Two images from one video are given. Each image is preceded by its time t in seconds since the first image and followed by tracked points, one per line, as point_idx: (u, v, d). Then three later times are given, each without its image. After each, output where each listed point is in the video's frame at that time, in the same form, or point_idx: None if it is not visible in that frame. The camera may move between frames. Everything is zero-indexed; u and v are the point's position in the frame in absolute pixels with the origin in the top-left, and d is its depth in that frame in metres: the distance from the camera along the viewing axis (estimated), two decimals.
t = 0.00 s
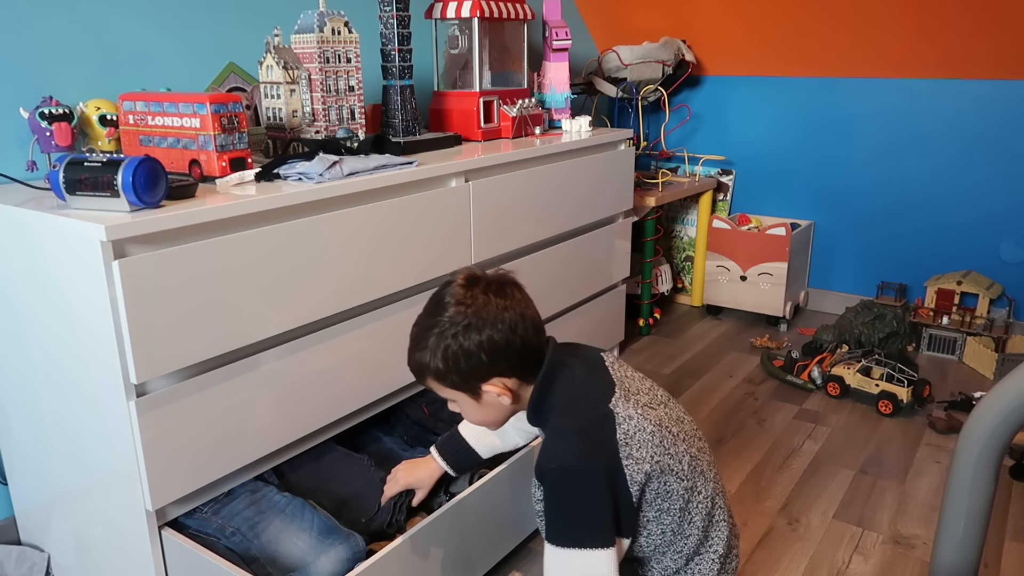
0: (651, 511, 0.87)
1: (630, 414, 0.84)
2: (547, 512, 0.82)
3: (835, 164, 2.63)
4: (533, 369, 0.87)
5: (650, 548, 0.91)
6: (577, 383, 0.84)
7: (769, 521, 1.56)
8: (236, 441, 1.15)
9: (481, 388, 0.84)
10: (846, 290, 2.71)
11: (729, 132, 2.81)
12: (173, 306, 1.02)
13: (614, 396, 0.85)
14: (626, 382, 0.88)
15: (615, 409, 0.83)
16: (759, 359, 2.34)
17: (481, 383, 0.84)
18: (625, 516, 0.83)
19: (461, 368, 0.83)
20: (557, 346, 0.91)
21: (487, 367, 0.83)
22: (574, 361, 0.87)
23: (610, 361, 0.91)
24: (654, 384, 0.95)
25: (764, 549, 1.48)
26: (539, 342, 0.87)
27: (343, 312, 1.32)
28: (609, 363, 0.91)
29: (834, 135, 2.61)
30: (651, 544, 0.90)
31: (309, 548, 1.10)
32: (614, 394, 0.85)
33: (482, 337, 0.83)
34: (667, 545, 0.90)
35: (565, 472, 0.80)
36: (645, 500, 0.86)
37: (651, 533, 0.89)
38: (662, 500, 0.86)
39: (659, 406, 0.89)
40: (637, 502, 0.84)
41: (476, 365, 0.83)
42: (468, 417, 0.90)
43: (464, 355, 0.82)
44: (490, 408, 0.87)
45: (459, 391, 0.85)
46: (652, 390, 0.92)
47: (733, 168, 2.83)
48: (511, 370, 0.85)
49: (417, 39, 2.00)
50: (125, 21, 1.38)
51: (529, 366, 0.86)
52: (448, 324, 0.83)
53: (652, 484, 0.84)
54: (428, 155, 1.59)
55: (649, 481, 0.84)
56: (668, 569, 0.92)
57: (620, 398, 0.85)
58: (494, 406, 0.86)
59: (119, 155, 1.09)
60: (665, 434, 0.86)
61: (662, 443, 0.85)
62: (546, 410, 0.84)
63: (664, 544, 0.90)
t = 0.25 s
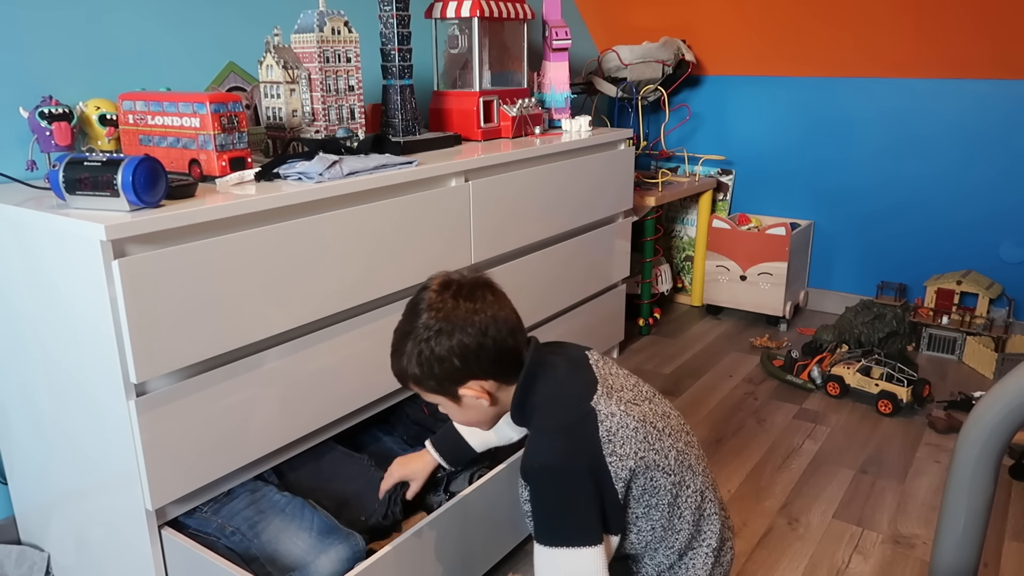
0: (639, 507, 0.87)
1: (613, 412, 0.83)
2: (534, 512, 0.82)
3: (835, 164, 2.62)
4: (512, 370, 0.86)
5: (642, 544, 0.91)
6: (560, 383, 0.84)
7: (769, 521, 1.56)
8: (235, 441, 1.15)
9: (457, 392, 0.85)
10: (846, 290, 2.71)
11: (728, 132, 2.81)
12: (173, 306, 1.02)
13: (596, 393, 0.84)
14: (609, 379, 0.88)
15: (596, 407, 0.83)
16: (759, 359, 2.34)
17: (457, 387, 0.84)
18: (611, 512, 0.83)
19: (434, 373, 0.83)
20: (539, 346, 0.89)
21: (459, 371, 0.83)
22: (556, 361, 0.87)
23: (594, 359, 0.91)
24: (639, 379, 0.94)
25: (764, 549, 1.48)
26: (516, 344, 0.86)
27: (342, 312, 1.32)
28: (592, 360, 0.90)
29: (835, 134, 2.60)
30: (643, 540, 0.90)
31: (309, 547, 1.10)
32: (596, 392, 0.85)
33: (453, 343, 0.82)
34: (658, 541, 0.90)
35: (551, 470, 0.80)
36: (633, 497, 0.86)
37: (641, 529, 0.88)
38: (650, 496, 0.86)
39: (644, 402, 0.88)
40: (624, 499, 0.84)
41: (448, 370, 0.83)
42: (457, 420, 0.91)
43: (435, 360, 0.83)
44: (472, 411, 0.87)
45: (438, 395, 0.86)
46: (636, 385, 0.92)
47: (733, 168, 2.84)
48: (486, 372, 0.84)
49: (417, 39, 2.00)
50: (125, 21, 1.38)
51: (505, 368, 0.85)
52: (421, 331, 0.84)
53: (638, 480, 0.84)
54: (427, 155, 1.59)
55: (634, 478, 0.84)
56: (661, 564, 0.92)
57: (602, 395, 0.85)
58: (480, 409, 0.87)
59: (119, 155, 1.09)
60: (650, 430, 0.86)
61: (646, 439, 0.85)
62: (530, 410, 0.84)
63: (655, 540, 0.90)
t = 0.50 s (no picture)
0: (632, 502, 0.86)
1: (603, 410, 0.82)
2: (526, 510, 0.82)
3: (835, 163, 2.62)
4: (498, 372, 0.87)
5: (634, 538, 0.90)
6: (549, 383, 0.83)
7: (769, 521, 1.56)
8: (235, 441, 1.15)
9: (450, 397, 0.85)
10: (846, 290, 2.71)
11: (728, 132, 2.81)
12: (172, 306, 1.02)
13: (586, 391, 0.83)
14: (600, 375, 0.86)
15: (587, 406, 0.81)
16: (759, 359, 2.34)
17: (448, 393, 0.85)
18: (603, 510, 0.82)
19: (425, 381, 0.84)
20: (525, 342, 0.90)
21: (449, 378, 0.84)
22: (546, 360, 0.86)
23: (585, 354, 0.89)
24: (630, 371, 0.92)
25: (764, 548, 1.48)
26: (501, 345, 0.87)
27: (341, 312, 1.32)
28: (583, 356, 0.89)
29: (835, 133, 2.60)
30: (636, 535, 0.89)
31: (309, 547, 1.10)
32: (587, 390, 0.83)
33: (439, 350, 0.83)
34: (651, 535, 0.89)
35: (542, 473, 0.79)
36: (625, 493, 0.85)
37: (633, 524, 0.88)
38: (642, 492, 0.85)
39: (636, 397, 0.87)
40: (615, 496, 0.83)
41: (439, 377, 0.83)
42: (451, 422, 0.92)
43: (425, 369, 0.83)
44: (465, 414, 0.88)
45: (431, 401, 0.87)
46: (628, 378, 0.90)
47: (732, 167, 2.84)
48: (477, 376, 0.85)
49: (417, 39, 2.00)
50: (126, 21, 1.38)
51: (494, 369, 0.86)
52: (408, 340, 0.84)
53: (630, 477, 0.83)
54: (427, 154, 1.59)
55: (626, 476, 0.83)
56: (654, 557, 0.91)
57: (592, 393, 0.83)
58: (472, 411, 0.88)
59: (118, 155, 1.09)
60: (642, 426, 0.84)
61: (638, 436, 0.83)
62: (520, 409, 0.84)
63: (648, 534, 0.89)
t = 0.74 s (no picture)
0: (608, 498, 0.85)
1: (580, 410, 0.80)
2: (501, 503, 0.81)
3: (835, 163, 2.62)
4: (479, 342, 0.84)
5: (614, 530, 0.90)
6: (530, 372, 0.81)
7: (768, 520, 1.56)
8: (234, 441, 1.15)
9: (425, 358, 0.83)
10: (845, 289, 2.71)
11: (727, 131, 2.81)
12: (172, 306, 1.02)
13: (566, 389, 0.81)
14: (585, 369, 0.83)
15: (564, 405, 0.79)
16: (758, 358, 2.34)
17: (425, 354, 0.83)
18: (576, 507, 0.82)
19: (403, 338, 0.82)
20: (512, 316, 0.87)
21: (426, 339, 0.82)
22: (530, 345, 0.84)
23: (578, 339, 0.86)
24: (623, 361, 0.89)
25: (763, 548, 1.48)
26: (486, 316, 0.84)
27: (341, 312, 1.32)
28: (575, 344, 0.85)
29: (834, 133, 2.60)
30: (614, 529, 0.88)
31: (308, 546, 1.10)
32: (567, 387, 0.81)
33: (421, 310, 0.81)
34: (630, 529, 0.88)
35: (511, 469, 0.78)
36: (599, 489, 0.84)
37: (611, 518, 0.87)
38: (617, 489, 0.84)
39: (621, 394, 0.84)
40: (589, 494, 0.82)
41: (416, 336, 0.81)
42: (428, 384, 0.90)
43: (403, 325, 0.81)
44: (441, 378, 0.86)
45: (407, 358, 0.85)
46: (618, 369, 0.86)
47: (732, 167, 2.84)
48: (454, 342, 0.82)
49: (417, 39, 2.00)
50: (125, 20, 1.38)
51: (475, 339, 0.84)
52: (392, 292, 0.82)
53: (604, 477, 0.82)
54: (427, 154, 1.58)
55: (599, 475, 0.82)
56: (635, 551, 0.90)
57: (572, 391, 0.81)
58: (446, 377, 0.86)
59: (117, 154, 1.09)
60: (622, 426, 0.82)
61: (616, 437, 0.81)
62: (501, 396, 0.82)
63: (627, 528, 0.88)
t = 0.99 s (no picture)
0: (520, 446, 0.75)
1: (512, 336, 0.69)
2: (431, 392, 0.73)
3: (834, 162, 2.62)
4: (455, 222, 0.73)
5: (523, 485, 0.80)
6: (499, 274, 0.71)
7: (768, 520, 1.57)
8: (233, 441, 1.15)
9: (394, 228, 0.74)
10: (845, 289, 2.71)
11: (727, 130, 2.81)
12: (172, 306, 1.02)
13: (513, 306, 0.70)
14: (548, 297, 0.72)
15: (499, 324, 0.69)
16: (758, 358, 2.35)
17: (395, 223, 0.74)
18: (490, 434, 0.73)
19: (374, 202, 0.74)
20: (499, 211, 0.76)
21: (397, 204, 0.72)
22: (512, 252, 0.73)
23: (565, 265, 0.74)
24: (605, 314, 0.75)
25: (763, 547, 1.48)
26: (467, 196, 0.73)
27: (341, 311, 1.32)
28: (558, 267, 0.73)
29: (833, 132, 2.60)
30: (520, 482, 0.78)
31: (308, 546, 1.10)
32: (515, 305, 0.70)
33: (393, 169, 0.72)
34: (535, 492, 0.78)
35: (446, 371, 0.69)
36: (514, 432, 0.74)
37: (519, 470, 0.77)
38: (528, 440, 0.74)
39: (572, 344, 0.72)
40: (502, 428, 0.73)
41: (387, 200, 0.73)
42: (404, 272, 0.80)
43: (376, 186, 0.73)
44: (412, 257, 0.76)
45: (380, 229, 0.76)
46: (588, 318, 0.73)
47: (731, 166, 2.84)
48: (426, 212, 0.72)
49: (416, 38, 2.00)
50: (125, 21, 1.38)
51: (451, 217, 0.73)
52: (372, 153, 0.74)
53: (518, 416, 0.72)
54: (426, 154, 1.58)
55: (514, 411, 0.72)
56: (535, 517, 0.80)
57: (515, 314, 0.70)
58: (417, 258, 0.75)
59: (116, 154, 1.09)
60: (553, 375, 0.71)
61: (539, 382, 0.71)
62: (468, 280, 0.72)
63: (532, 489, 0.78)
